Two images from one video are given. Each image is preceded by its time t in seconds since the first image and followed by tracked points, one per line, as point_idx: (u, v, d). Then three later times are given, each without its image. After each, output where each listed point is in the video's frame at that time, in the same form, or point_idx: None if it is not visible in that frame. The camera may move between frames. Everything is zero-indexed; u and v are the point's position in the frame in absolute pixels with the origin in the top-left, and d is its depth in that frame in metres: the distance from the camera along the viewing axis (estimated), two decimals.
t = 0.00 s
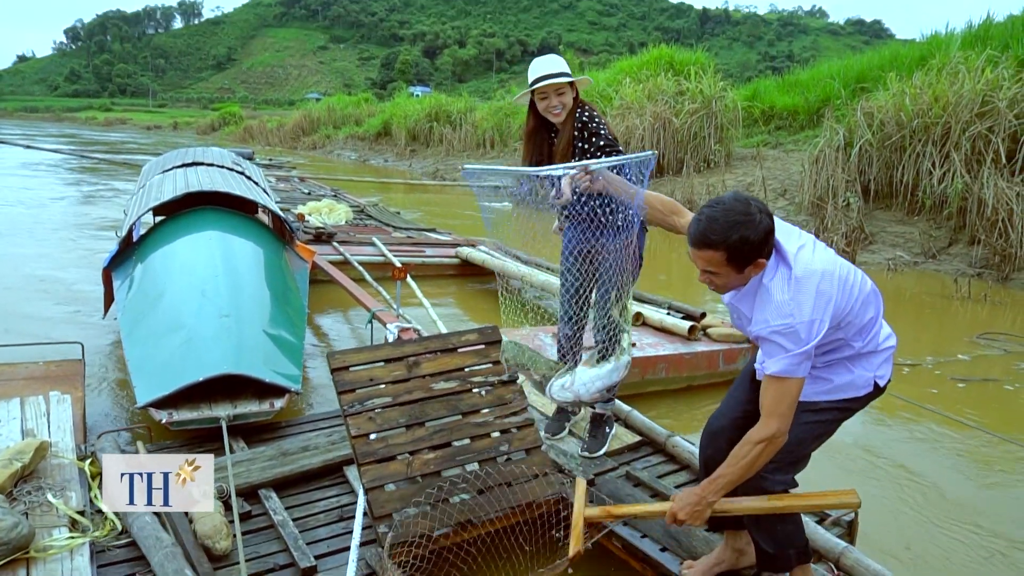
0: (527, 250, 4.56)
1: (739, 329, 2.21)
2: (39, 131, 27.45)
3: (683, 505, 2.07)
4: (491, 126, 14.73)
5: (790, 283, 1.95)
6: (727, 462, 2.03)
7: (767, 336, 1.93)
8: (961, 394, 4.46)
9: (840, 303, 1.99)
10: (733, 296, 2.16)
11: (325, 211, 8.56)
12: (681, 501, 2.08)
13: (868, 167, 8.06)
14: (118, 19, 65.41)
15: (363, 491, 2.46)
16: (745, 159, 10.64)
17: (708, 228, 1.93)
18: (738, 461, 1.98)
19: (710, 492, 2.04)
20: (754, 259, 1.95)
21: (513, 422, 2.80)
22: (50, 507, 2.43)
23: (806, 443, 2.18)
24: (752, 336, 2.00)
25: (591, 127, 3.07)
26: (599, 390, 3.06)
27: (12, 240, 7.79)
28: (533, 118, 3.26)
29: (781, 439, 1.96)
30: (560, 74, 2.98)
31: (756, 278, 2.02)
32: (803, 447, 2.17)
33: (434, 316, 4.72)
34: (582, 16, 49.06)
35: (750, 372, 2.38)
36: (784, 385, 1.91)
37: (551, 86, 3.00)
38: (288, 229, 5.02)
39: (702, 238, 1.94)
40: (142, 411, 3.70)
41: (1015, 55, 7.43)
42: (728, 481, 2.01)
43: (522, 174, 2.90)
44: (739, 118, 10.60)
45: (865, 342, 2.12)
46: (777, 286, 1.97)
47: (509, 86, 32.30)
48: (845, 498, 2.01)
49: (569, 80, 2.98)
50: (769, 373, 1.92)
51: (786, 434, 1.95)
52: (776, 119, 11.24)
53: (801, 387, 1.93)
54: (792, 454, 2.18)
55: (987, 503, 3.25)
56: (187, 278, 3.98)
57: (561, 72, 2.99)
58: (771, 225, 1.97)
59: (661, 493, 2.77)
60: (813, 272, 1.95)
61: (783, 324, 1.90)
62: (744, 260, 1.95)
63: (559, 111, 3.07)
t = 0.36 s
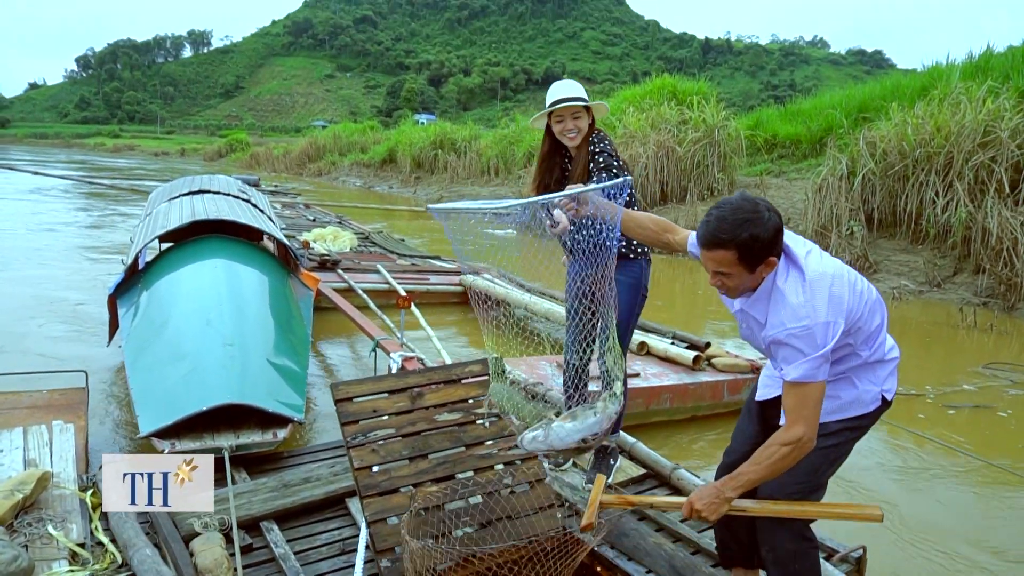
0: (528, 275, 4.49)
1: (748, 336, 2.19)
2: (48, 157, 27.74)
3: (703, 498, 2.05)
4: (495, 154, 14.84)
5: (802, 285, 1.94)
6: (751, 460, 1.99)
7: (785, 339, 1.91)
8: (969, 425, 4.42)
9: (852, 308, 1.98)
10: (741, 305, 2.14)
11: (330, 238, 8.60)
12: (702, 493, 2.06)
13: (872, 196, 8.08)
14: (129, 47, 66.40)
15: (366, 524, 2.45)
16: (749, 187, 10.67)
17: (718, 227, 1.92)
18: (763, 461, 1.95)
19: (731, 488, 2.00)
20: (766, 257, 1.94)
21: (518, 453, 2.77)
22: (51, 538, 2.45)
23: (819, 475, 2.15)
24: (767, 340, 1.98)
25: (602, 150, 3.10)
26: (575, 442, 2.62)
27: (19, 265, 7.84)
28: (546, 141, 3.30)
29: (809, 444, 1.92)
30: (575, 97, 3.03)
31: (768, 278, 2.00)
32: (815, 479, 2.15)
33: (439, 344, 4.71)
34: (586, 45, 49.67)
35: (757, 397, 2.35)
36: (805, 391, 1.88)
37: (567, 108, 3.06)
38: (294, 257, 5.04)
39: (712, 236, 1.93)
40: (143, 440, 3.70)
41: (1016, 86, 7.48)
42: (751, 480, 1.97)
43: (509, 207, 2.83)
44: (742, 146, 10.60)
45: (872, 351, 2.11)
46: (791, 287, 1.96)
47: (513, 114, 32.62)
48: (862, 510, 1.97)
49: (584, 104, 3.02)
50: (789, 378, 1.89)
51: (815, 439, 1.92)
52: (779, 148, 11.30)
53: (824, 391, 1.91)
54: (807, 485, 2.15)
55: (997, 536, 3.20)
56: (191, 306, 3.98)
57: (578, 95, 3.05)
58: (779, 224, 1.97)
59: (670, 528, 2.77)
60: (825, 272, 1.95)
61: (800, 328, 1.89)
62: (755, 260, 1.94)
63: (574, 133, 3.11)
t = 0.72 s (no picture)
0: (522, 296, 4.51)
1: (757, 344, 2.16)
2: (54, 179, 27.95)
3: (747, 492, 2.05)
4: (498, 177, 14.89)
5: (818, 281, 1.94)
6: (795, 454, 1.97)
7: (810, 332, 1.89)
8: (975, 451, 4.38)
9: (863, 305, 1.99)
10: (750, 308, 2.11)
11: (332, 261, 8.62)
12: (745, 487, 2.06)
13: (873, 220, 8.10)
14: (136, 71, 67.19)
15: (366, 551, 2.42)
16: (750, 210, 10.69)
17: (727, 223, 1.92)
18: (807, 454, 1.93)
19: (776, 481, 1.99)
20: (777, 252, 1.93)
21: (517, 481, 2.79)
22: (48, 567, 2.40)
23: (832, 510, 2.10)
24: (788, 339, 1.95)
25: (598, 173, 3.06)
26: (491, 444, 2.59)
27: (22, 286, 7.86)
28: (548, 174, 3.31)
29: (854, 435, 1.90)
30: (569, 129, 3.03)
31: (779, 276, 1.99)
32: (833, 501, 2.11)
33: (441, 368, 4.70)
34: (587, 69, 50.17)
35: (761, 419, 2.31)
36: (840, 385, 1.85)
37: (560, 141, 3.05)
38: (296, 281, 5.05)
39: (723, 233, 1.92)
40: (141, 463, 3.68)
41: (1016, 111, 7.53)
42: (795, 473, 1.95)
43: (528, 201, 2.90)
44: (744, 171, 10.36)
45: (877, 359, 2.07)
46: (806, 282, 1.95)
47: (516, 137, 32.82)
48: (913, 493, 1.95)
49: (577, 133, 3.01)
50: (820, 376, 1.86)
51: (860, 430, 1.89)
52: (780, 171, 11.33)
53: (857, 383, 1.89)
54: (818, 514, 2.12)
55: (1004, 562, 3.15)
56: (194, 330, 3.98)
57: (571, 126, 3.04)
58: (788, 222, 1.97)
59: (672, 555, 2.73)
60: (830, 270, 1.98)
61: (824, 320, 1.88)
62: (767, 254, 1.93)
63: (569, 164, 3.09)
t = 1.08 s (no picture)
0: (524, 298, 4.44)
1: (761, 350, 2.15)
2: (57, 189, 28.02)
3: (786, 488, 2.00)
4: (499, 188, 14.92)
5: (816, 280, 1.95)
6: (831, 446, 1.95)
7: (820, 329, 1.88)
8: (978, 463, 4.36)
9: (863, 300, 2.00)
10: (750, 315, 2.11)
11: (334, 272, 8.62)
12: (784, 484, 2.02)
13: (874, 231, 8.10)
14: (140, 83, 67.58)
15: (366, 565, 2.41)
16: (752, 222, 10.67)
17: (712, 232, 1.92)
18: (845, 445, 1.90)
19: (815, 476, 1.96)
20: (766, 255, 1.94)
21: (519, 493, 2.78)
22: None
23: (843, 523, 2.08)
24: (797, 339, 1.95)
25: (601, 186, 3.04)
26: (466, 482, 2.49)
27: (24, 296, 7.86)
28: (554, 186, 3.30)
29: (888, 424, 1.88)
30: (574, 141, 3.01)
31: (775, 278, 2.00)
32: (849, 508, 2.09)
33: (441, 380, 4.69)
34: (589, 81, 50.40)
35: (765, 432, 2.29)
36: (862, 376, 1.84)
37: (562, 153, 3.05)
38: (298, 291, 5.06)
39: (710, 241, 1.92)
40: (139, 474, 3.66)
41: (1017, 122, 7.55)
42: (834, 465, 1.93)
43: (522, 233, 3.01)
44: (745, 181, 10.50)
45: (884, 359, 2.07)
46: (805, 282, 1.96)
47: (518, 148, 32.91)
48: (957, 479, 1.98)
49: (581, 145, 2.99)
50: (839, 372, 1.85)
51: (892, 417, 1.87)
52: (781, 182, 11.34)
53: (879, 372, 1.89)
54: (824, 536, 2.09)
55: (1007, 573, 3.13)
56: (194, 342, 3.98)
57: (575, 139, 3.02)
58: (774, 225, 1.98)
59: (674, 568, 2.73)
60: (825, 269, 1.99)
61: (829, 316, 1.88)
62: (756, 258, 1.93)
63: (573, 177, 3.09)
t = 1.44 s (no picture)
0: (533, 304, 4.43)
1: (760, 355, 2.14)
2: (59, 194, 28.07)
3: (796, 480, 2.02)
4: (500, 193, 14.94)
5: (804, 277, 1.97)
6: (839, 436, 1.94)
7: (814, 323, 1.89)
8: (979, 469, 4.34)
9: (855, 295, 2.00)
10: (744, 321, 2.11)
11: (334, 276, 8.63)
12: (794, 475, 2.03)
13: (875, 236, 8.10)
14: (142, 88, 67.78)
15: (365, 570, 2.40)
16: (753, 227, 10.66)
17: (694, 240, 1.94)
18: (853, 435, 1.89)
19: (825, 466, 1.96)
20: (751, 257, 1.95)
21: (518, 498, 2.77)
22: None
23: (844, 530, 2.08)
24: (794, 338, 1.95)
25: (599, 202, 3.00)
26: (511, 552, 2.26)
27: (25, 300, 7.86)
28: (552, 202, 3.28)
29: (897, 412, 1.85)
30: (569, 158, 2.98)
31: (763, 281, 2.00)
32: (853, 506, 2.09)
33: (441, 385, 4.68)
34: (589, 86, 50.51)
35: (767, 439, 2.27)
36: (865, 366, 1.84)
37: (557, 173, 3.01)
38: (299, 297, 5.06)
39: (693, 249, 1.93)
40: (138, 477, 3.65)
41: (1017, 128, 7.57)
42: (844, 455, 1.92)
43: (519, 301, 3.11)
44: (745, 186, 10.52)
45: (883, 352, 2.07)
46: (795, 279, 1.96)
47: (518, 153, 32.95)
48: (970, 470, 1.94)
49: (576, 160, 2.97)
50: (840, 364, 1.84)
51: (900, 406, 1.85)
52: (782, 187, 11.35)
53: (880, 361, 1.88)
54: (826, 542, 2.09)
55: None
56: (195, 345, 3.98)
57: (567, 156, 2.99)
58: (756, 227, 2.00)
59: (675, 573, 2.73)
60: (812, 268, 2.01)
61: (823, 310, 1.88)
62: (741, 261, 1.94)
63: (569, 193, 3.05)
